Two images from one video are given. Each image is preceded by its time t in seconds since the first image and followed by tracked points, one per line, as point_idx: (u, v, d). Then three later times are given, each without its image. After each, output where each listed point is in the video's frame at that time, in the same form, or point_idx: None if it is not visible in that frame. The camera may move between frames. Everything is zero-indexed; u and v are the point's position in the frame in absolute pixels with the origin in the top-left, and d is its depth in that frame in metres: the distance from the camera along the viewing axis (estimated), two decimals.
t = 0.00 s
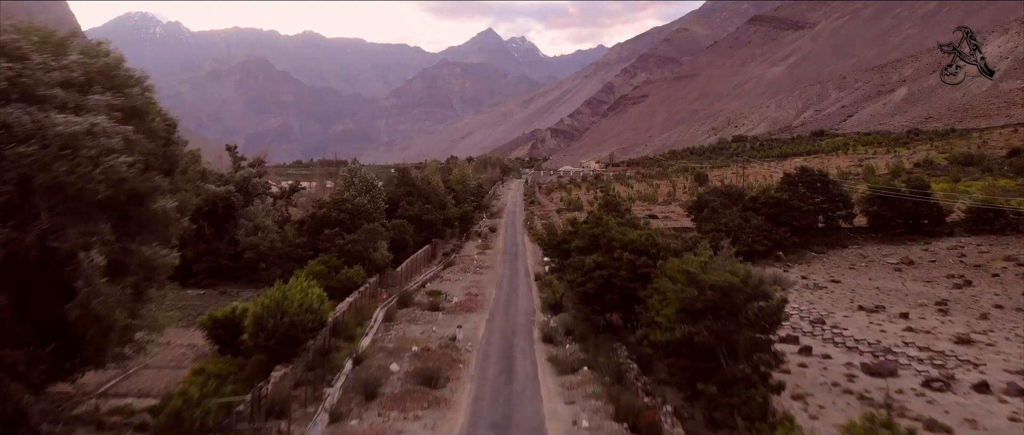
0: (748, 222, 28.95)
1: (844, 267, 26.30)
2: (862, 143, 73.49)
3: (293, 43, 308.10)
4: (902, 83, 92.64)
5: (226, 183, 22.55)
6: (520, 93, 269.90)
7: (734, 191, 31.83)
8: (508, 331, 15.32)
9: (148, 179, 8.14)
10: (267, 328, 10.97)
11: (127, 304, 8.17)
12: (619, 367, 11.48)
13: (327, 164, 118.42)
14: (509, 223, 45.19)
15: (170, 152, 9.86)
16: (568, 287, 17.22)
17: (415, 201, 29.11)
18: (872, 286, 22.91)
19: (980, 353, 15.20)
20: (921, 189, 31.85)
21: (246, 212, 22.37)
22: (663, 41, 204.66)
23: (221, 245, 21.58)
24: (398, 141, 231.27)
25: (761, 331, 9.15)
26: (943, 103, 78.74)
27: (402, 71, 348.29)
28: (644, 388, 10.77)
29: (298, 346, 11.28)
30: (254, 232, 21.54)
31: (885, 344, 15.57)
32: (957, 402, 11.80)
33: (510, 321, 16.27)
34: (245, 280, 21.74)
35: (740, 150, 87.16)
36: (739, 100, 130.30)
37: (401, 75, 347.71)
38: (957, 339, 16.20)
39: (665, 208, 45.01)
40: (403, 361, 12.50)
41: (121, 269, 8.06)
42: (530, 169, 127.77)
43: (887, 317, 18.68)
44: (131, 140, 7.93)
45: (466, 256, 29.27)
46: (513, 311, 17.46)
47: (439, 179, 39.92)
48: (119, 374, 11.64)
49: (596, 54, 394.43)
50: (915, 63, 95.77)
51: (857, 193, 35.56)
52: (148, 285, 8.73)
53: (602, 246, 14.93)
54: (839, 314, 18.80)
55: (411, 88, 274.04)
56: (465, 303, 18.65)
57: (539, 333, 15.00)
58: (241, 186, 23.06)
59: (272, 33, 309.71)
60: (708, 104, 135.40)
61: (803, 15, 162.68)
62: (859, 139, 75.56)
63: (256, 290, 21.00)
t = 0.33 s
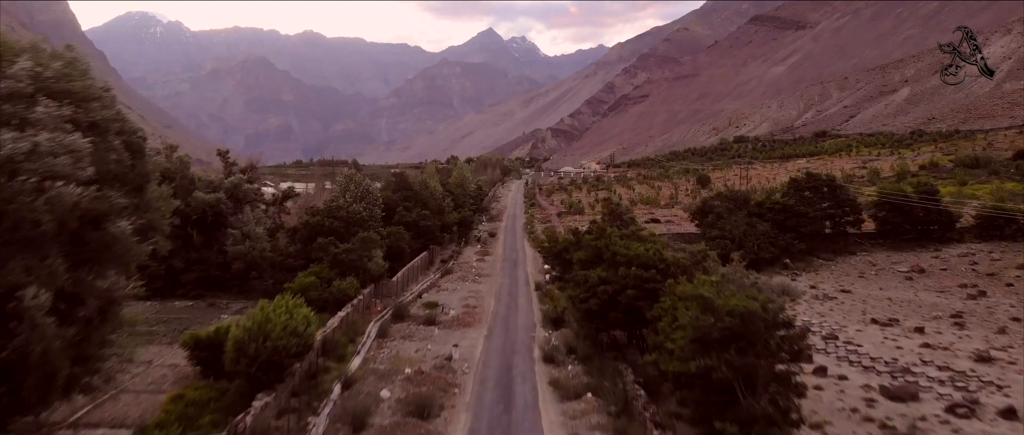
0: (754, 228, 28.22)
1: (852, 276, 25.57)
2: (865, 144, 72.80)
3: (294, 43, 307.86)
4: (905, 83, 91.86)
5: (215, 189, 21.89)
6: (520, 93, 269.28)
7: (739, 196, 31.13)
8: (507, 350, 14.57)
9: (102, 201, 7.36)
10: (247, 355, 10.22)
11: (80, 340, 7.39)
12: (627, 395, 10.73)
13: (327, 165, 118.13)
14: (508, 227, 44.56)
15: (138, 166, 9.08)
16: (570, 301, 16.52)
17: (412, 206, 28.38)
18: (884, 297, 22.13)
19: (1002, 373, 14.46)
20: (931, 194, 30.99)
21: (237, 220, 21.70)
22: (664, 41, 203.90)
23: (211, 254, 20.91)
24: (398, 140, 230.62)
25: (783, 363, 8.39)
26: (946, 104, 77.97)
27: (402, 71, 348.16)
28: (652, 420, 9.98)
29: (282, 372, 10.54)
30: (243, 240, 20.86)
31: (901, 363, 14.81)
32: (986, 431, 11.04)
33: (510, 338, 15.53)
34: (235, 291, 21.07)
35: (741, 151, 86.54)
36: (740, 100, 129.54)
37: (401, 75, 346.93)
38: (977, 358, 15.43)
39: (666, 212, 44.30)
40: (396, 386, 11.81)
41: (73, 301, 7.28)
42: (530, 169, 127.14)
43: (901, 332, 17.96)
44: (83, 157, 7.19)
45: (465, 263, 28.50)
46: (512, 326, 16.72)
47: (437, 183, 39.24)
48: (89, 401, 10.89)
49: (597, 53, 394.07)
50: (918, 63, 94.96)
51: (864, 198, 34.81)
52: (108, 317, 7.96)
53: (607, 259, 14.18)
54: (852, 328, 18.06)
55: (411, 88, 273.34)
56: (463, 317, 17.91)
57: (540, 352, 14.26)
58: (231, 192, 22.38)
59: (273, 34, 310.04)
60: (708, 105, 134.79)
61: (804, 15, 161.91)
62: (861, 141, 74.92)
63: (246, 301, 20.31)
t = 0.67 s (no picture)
0: (760, 235, 27.51)
1: (862, 285, 24.82)
2: (868, 146, 72.09)
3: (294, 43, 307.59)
4: (907, 83, 91.12)
5: (204, 197, 21.16)
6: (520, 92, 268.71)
7: (744, 201, 30.45)
8: (506, 370, 13.82)
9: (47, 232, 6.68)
10: (225, 384, 9.52)
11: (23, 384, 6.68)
12: (634, 427, 9.98)
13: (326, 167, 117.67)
14: (507, 231, 43.73)
15: (97, 187, 8.43)
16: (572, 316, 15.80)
17: (409, 212, 27.62)
18: (896, 308, 21.40)
19: None
20: (939, 200, 30.21)
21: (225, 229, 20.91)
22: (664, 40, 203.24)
23: (199, 264, 20.22)
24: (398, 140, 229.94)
25: (807, 400, 7.70)
26: (949, 104, 77.25)
27: (403, 71, 347.74)
28: None
29: (263, 402, 9.82)
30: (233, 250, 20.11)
31: (919, 384, 14.07)
32: None
33: (509, 356, 14.80)
34: (224, 302, 20.41)
35: (743, 153, 85.81)
36: (741, 100, 128.76)
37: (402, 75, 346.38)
38: (999, 377, 14.70)
39: (669, 216, 43.55)
40: (387, 415, 11.05)
41: (16, 342, 6.61)
42: (530, 170, 126.47)
43: (917, 348, 17.24)
44: (25, 183, 6.52)
45: (463, 270, 27.75)
46: (511, 342, 15.97)
47: (436, 186, 38.56)
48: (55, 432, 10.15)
49: (597, 53, 393.72)
50: (920, 62, 94.19)
51: (871, 203, 34.10)
52: (58, 355, 7.25)
53: (612, 275, 13.40)
54: (866, 344, 17.34)
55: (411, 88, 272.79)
56: (461, 331, 17.16)
57: (540, 373, 13.51)
58: (220, 199, 21.63)
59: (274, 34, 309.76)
60: (709, 105, 133.98)
61: (805, 14, 161.25)
62: (864, 142, 74.21)
63: (235, 313, 19.64)
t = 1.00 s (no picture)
0: (766, 242, 26.82)
1: (872, 295, 23.98)
2: (871, 147, 71.25)
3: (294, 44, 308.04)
4: (909, 84, 90.31)
5: (191, 205, 20.42)
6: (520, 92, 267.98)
7: (749, 207, 29.83)
8: (503, 393, 13.05)
9: None
10: (196, 418, 8.80)
11: None
12: None
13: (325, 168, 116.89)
14: (506, 235, 43.07)
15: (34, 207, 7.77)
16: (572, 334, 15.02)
17: (405, 218, 26.82)
18: (908, 320, 20.66)
19: None
20: (950, 206, 29.16)
21: (212, 238, 20.10)
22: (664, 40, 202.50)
23: (186, 274, 19.43)
24: (397, 140, 229.20)
25: None
26: (952, 105, 76.41)
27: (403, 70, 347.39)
28: None
29: None
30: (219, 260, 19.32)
31: (939, 408, 13.32)
32: None
33: (507, 376, 14.02)
34: (211, 314, 19.54)
35: (744, 154, 85.12)
36: (742, 100, 127.93)
37: (402, 74, 345.84)
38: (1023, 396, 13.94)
39: (671, 219, 42.73)
40: None
41: None
42: (530, 170, 125.76)
43: (934, 365, 16.48)
44: None
45: (460, 278, 26.92)
46: (509, 360, 15.23)
47: (434, 190, 37.80)
48: None
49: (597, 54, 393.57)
50: (923, 63, 93.37)
51: (878, 209, 33.15)
52: None
53: (615, 292, 12.60)
54: (881, 361, 16.58)
55: (411, 88, 271.92)
56: (457, 348, 16.40)
57: (539, 397, 12.74)
58: (208, 207, 20.88)
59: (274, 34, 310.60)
60: (710, 105, 133.18)
61: (806, 14, 160.58)
62: (866, 144, 73.54)
63: (222, 326, 18.82)
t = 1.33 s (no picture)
0: (773, 249, 26.06)
1: (883, 305, 23.19)
2: (873, 148, 70.47)
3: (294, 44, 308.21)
4: (910, 85, 89.56)
5: (177, 214, 19.61)
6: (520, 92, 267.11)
7: (754, 212, 29.09)
8: (501, 420, 12.23)
9: None
10: None
11: None
12: None
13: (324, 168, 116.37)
14: (505, 240, 42.25)
15: None
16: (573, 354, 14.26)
17: (401, 225, 26.00)
18: (921, 333, 19.86)
19: None
20: (959, 212, 28.35)
21: (198, 248, 19.27)
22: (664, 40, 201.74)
23: (170, 287, 18.62)
24: (397, 139, 228.22)
25: None
26: (954, 106, 75.59)
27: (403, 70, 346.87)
28: None
29: None
30: (206, 272, 18.33)
31: None
32: None
33: (505, 400, 13.20)
34: (197, 328, 18.83)
35: (745, 155, 84.44)
36: (743, 100, 127.16)
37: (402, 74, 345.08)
38: None
39: (674, 223, 41.94)
40: None
41: None
42: (529, 170, 125.04)
43: (953, 384, 15.67)
44: None
45: (457, 286, 26.11)
46: (507, 381, 14.42)
47: (431, 194, 36.96)
48: None
49: (597, 54, 392.64)
50: (925, 63, 92.55)
51: (887, 214, 32.32)
52: None
53: (618, 312, 11.86)
54: (897, 379, 15.81)
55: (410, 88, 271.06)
56: (452, 367, 15.56)
57: (538, 425, 11.94)
58: (194, 216, 20.05)
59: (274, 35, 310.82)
60: (710, 105, 132.40)
61: (807, 14, 159.86)
62: (868, 145, 72.77)
63: (208, 341, 18.11)
